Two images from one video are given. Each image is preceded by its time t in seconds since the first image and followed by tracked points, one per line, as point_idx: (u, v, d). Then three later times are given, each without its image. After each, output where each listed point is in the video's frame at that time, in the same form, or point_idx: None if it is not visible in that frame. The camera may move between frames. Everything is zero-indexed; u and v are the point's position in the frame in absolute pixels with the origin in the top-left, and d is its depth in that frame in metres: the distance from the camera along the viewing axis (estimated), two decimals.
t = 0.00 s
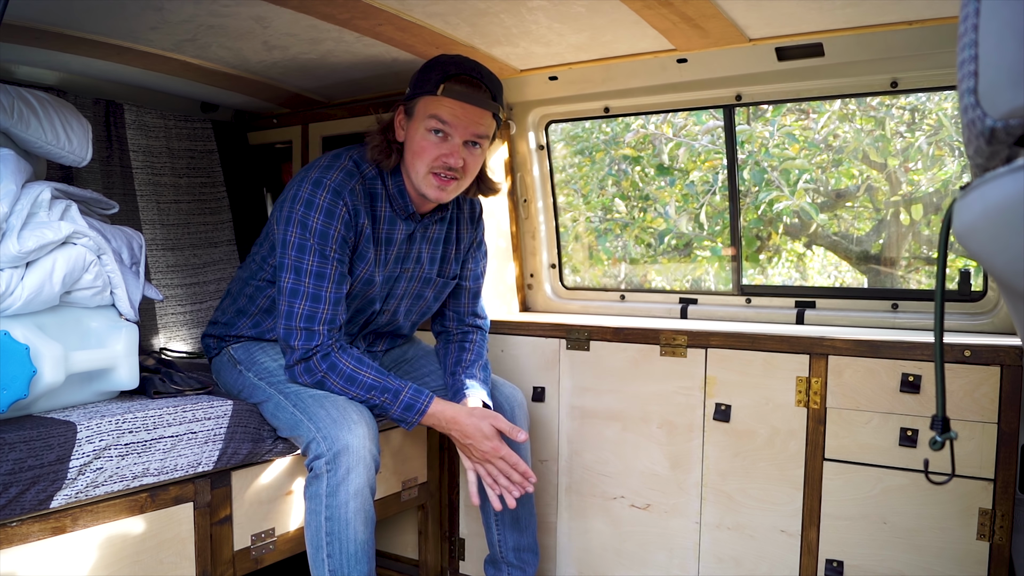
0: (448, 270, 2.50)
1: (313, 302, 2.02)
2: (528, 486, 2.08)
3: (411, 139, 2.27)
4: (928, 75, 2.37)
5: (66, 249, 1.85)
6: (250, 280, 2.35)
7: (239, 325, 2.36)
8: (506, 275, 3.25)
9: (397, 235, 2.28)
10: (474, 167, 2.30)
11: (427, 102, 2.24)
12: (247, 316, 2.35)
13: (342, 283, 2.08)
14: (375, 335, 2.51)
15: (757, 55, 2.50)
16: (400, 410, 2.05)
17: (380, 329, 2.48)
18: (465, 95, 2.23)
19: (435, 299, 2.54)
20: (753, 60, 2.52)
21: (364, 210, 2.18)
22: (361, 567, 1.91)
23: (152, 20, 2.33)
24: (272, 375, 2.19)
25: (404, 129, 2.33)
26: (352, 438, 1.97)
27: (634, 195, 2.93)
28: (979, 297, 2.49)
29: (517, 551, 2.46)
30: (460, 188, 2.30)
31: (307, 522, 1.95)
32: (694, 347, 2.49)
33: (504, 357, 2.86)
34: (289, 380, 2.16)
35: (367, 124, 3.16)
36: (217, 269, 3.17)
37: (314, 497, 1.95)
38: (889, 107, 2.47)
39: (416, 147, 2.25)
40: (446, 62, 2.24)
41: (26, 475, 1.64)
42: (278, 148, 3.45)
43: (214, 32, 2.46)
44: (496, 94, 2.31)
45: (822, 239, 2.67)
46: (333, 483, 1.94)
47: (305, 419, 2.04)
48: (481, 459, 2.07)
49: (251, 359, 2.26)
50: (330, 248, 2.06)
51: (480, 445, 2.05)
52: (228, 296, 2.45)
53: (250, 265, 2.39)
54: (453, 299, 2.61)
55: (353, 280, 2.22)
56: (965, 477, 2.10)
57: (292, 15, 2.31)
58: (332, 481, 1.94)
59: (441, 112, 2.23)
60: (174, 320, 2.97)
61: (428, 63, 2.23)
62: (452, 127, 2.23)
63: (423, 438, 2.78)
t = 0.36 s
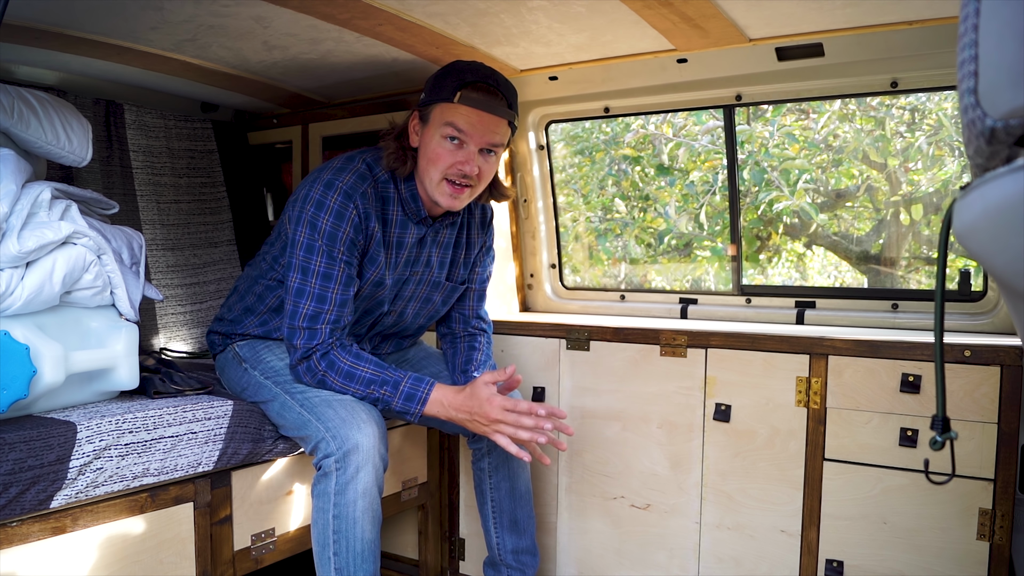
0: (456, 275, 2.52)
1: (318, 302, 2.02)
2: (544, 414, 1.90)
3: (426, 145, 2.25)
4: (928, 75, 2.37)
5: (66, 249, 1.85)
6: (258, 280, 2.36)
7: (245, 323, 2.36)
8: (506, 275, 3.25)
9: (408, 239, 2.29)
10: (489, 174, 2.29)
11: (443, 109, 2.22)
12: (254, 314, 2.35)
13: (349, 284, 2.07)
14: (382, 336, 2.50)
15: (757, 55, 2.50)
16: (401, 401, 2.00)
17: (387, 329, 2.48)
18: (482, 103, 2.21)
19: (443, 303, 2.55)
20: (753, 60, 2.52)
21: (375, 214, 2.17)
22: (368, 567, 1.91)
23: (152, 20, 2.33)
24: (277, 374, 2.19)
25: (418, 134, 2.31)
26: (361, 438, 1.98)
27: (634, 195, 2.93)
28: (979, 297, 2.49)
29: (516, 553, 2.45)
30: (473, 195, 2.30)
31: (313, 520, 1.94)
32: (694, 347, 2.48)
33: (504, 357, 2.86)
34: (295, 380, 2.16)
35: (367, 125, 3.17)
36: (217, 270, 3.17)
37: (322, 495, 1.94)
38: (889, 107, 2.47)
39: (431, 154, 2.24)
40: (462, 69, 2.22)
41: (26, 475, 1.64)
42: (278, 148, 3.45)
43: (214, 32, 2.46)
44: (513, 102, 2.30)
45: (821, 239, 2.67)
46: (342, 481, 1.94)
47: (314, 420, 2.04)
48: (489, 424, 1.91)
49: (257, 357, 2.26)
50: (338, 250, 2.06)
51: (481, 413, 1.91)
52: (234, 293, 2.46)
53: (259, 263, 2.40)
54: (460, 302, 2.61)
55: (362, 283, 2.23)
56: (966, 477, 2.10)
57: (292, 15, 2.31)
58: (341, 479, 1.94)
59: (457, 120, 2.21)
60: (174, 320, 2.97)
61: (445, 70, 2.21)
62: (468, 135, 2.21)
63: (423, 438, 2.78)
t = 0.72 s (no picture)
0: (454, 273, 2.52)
1: (316, 301, 2.02)
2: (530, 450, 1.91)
3: (425, 143, 2.26)
4: (927, 75, 2.37)
5: (66, 248, 1.85)
6: (257, 280, 2.36)
7: (244, 322, 2.36)
8: (506, 274, 3.25)
9: (407, 237, 2.29)
10: (488, 170, 2.30)
11: (442, 106, 2.23)
12: (254, 314, 2.35)
13: (347, 283, 2.07)
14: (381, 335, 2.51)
15: (756, 56, 2.50)
16: (395, 403, 1.98)
17: (385, 328, 2.48)
18: (480, 99, 2.23)
19: (442, 302, 2.55)
20: (753, 60, 2.52)
21: (373, 213, 2.18)
22: (366, 567, 1.91)
23: (152, 20, 2.33)
24: (276, 373, 2.19)
25: (416, 133, 2.31)
26: (358, 437, 1.98)
27: (634, 195, 2.93)
28: (978, 296, 2.49)
29: (515, 552, 2.45)
30: (473, 191, 2.30)
31: (312, 520, 1.95)
32: (693, 347, 2.49)
33: (504, 357, 2.86)
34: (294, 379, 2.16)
35: (367, 125, 3.17)
36: (217, 269, 3.17)
37: (319, 496, 1.95)
38: (888, 107, 2.48)
39: (431, 151, 2.24)
40: (459, 66, 2.23)
41: (26, 475, 1.64)
42: (278, 148, 3.46)
43: (214, 32, 2.46)
44: (509, 98, 2.33)
45: (821, 239, 2.67)
46: (339, 482, 1.94)
47: (311, 419, 2.05)
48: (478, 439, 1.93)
49: (255, 356, 2.26)
50: (336, 249, 2.06)
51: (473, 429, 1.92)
52: (233, 293, 2.46)
53: (258, 263, 2.40)
54: (458, 300, 2.62)
55: (360, 282, 2.23)
56: (964, 476, 2.10)
57: (292, 16, 2.31)
58: (338, 480, 1.94)
59: (456, 117, 2.22)
60: (174, 320, 2.97)
61: (442, 67, 2.22)
62: (467, 131, 2.22)
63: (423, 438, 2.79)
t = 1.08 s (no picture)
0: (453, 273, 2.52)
1: (318, 302, 2.02)
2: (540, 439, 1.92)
3: (434, 140, 2.27)
4: (928, 75, 2.37)
5: (66, 249, 1.85)
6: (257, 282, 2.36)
7: (244, 323, 2.36)
8: (506, 274, 3.25)
9: (409, 238, 2.29)
10: (494, 171, 2.33)
11: (454, 105, 2.24)
12: (254, 315, 2.35)
13: (348, 284, 2.07)
14: (380, 335, 2.51)
15: (757, 55, 2.50)
16: (404, 380, 1.95)
17: (385, 328, 2.48)
18: (493, 101, 2.25)
19: (441, 302, 2.55)
20: (753, 60, 2.52)
21: (372, 214, 2.17)
22: (370, 565, 1.92)
23: (152, 20, 2.33)
24: (277, 374, 2.18)
25: (424, 129, 2.32)
26: (365, 436, 1.98)
27: (634, 195, 2.93)
28: (978, 296, 2.49)
29: (515, 552, 2.45)
30: (478, 192, 2.33)
31: (317, 518, 1.95)
32: (693, 347, 2.49)
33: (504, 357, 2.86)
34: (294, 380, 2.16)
35: (366, 125, 3.17)
36: (217, 269, 3.17)
37: (325, 493, 1.95)
38: (889, 107, 2.48)
39: (440, 149, 2.26)
40: (472, 67, 2.24)
41: (26, 475, 1.64)
42: (278, 148, 3.47)
43: (214, 32, 2.46)
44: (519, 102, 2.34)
45: (821, 239, 2.67)
46: (346, 479, 1.94)
47: (316, 418, 2.04)
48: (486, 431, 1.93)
49: (256, 357, 2.26)
50: (336, 249, 2.06)
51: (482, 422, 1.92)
52: (233, 293, 2.46)
53: (257, 263, 2.40)
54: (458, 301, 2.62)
55: (360, 283, 2.23)
56: (965, 476, 2.11)
57: (292, 16, 2.31)
58: (344, 477, 1.94)
59: (468, 117, 2.24)
60: (174, 320, 2.97)
61: (457, 67, 2.23)
62: (479, 131, 2.24)
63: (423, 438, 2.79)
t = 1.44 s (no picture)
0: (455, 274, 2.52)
1: (328, 300, 2.02)
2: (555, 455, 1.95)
3: (436, 143, 2.25)
4: (927, 75, 2.37)
5: (66, 249, 1.85)
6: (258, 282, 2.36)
7: (245, 322, 2.36)
8: (506, 274, 3.25)
9: (411, 238, 2.29)
10: (495, 175, 2.30)
11: (456, 108, 2.22)
12: (254, 313, 2.35)
13: (357, 280, 2.08)
14: (381, 335, 2.51)
15: (756, 55, 2.50)
16: (409, 405, 2.01)
17: (386, 328, 2.48)
18: (495, 105, 2.22)
19: (442, 302, 2.55)
20: (753, 60, 2.52)
21: (377, 211, 2.18)
22: (371, 566, 1.92)
23: (152, 20, 2.33)
24: (280, 373, 2.18)
25: (427, 131, 2.30)
26: (368, 436, 1.98)
27: (634, 195, 2.93)
28: (979, 296, 2.49)
29: (514, 553, 2.45)
30: (479, 194, 2.31)
31: (318, 517, 1.95)
32: (693, 347, 2.49)
33: (504, 357, 2.86)
34: (298, 379, 2.15)
35: (366, 125, 3.17)
36: (217, 270, 3.17)
37: (327, 493, 1.95)
38: (888, 107, 2.48)
39: (442, 152, 2.23)
40: (475, 70, 2.21)
41: (26, 475, 1.64)
42: (278, 148, 3.47)
43: (214, 32, 2.46)
44: (522, 104, 2.32)
45: (821, 239, 2.67)
46: (348, 479, 1.94)
47: (320, 416, 2.04)
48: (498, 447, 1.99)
49: (258, 355, 2.26)
50: (344, 247, 2.06)
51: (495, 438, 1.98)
52: (234, 293, 2.46)
53: (258, 263, 2.40)
54: (463, 301, 2.62)
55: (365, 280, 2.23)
56: (965, 476, 2.11)
57: (292, 16, 2.31)
58: (346, 478, 1.94)
59: (470, 120, 2.21)
60: (174, 320, 2.97)
61: (459, 70, 2.20)
62: (480, 136, 2.21)
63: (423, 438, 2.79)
